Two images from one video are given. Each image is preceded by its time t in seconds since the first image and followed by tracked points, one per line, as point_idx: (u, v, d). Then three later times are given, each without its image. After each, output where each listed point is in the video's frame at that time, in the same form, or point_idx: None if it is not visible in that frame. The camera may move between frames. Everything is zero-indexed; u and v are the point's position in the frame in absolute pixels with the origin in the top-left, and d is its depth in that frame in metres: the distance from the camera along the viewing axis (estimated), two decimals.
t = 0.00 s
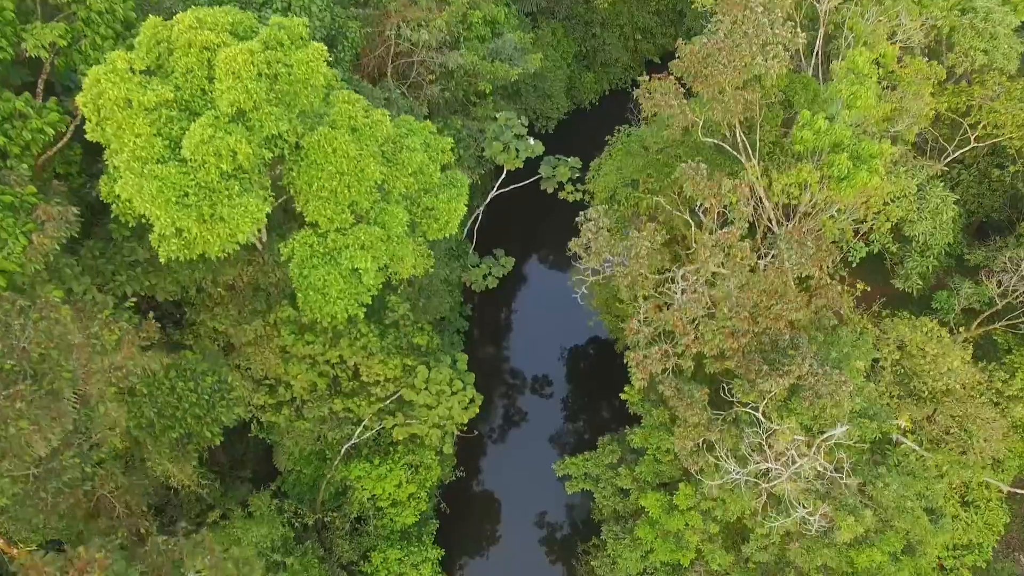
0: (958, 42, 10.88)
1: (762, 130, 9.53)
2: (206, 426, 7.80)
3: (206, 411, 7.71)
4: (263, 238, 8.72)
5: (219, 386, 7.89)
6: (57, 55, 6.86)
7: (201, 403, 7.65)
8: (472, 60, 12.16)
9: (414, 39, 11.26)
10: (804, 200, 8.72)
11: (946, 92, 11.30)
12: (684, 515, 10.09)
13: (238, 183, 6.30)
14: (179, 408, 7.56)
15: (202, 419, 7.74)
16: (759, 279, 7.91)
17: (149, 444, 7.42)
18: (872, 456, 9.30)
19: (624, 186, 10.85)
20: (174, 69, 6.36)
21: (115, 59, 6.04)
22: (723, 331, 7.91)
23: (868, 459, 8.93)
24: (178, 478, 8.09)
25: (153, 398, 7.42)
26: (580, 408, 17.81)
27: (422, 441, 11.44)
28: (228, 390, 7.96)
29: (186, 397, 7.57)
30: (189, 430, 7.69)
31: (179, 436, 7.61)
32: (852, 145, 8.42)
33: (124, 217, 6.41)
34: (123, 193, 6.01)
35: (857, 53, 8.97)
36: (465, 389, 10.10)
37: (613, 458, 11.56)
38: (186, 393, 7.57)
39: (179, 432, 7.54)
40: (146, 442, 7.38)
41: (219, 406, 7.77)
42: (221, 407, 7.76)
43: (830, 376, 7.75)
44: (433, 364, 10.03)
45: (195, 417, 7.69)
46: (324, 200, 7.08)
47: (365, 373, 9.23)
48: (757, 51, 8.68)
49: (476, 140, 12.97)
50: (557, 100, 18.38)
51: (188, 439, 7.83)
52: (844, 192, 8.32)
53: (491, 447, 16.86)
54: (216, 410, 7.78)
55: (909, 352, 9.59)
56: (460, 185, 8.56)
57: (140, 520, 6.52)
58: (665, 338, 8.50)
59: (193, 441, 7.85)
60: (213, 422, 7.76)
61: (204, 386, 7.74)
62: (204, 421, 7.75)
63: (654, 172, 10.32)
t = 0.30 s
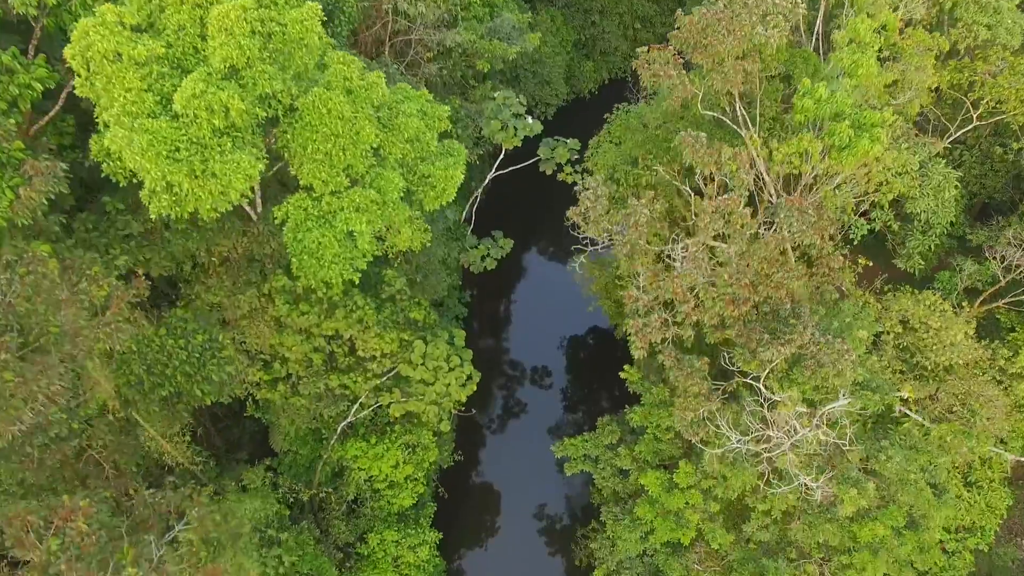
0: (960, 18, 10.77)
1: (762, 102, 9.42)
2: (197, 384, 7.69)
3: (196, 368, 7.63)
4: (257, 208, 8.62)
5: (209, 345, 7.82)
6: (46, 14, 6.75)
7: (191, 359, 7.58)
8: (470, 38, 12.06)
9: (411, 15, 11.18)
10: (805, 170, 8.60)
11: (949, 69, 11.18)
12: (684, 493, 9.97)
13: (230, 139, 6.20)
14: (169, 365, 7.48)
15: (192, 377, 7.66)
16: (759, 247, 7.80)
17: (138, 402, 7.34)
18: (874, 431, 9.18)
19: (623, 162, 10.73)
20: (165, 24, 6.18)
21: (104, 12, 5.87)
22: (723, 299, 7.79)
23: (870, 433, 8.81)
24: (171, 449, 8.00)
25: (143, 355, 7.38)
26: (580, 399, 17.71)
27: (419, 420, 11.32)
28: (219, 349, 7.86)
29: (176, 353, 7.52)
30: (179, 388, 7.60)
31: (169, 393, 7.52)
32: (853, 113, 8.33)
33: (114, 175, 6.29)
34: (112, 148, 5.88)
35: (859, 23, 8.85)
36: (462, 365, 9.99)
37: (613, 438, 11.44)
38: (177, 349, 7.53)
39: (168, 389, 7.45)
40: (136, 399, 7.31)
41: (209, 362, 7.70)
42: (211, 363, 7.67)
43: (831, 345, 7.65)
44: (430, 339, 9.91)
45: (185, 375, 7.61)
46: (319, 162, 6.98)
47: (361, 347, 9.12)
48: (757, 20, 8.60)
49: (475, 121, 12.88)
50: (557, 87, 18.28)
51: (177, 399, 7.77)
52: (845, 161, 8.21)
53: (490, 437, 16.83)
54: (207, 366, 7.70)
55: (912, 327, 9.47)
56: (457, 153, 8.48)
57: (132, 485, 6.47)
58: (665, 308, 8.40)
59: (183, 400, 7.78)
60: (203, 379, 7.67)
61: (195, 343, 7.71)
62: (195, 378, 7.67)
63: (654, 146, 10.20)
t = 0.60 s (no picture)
0: None
1: (763, 80, 9.32)
2: (185, 351, 7.62)
3: (186, 334, 7.58)
4: (252, 184, 8.49)
5: (199, 312, 7.76)
6: None
7: (181, 325, 7.51)
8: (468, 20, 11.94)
9: None
10: (808, 145, 8.47)
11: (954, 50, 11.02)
12: (685, 477, 9.81)
13: (221, 103, 6.07)
14: (158, 331, 7.34)
15: (181, 343, 7.60)
16: (761, 221, 7.67)
17: (126, 367, 7.20)
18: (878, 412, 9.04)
19: (623, 142, 10.53)
20: None
21: None
22: (724, 273, 7.65)
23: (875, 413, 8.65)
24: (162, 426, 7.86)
25: (130, 320, 7.20)
26: (580, 392, 17.57)
27: (416, 405, 11.17)
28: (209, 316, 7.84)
29: (165, 319, 7.40)
30: (167, 354, 7.51)
31: (157, 360, 7.42)
32: (857, 86, 8.17)
33: (103, 141, 6.18)
34: (100, 108, 5.71)
35: None
36: (459, 346, 9.84)
37: (613, 424, 11.28)
38: (167, 315, 7.43)
39: (157, 355, 7.34)
40: (123, 364, 7.16)
41: (199, 329, 7.66)
42: (201, 329, 7.64)
43: (834, 320, 7.50)
44: (427, 319, 9.76)
45: (173, 341, 7.52)
46: (313, 131, 6.85)
47: (357, 326, 8.98)
48: None
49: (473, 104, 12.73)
50: (556, 76, 18.13)
51: (165, 365, 7.64)
52: (848, 135, 8.06)
53: (488, 429, 16.72)
54: (196, 333, 7.66)
55: (916, 307, 9.31)
56: (454, 128, 8.36)
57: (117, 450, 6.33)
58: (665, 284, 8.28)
59: (171, 367, 7.65)
60: (192, 345, 7.63)
61: (184, 309, 7.63)
62: (183, 345, 7.61)
63: (654, 126, 10.05)
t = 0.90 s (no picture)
0: None
1: (766, 58, 9.13)
2: (172, 322, 7.50)
3: (172, 305, 7.43)
4: (245, 162, 8.31)
5: (187, 282, 7.60)
6: None
7: (167, 296, 7.35)
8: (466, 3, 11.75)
9: None
10: (813, 122, 8.26)
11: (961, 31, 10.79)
12: (687, 464, 9.60)
13: (211, 70, 5.87)
14: (143, 301, 7.25)
15: (167, 314, 7.47)
16: (765, 197, 7.47)
17: (111, 338, 7.14)
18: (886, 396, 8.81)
19: (624, 124, 10.31)
20: None
21: None
22: (727, 249, 7.46)
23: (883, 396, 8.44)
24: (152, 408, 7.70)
25: (115, 290, 7.14)
26: (580, 386, 17.38)
27: (413, 393, 10.97)
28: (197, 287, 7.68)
29: (151, 289, 7.27)
30: (153, 325, 7.41)
31: (142, 331, 7.33)
32: (863, 61, 7.96)
33: (89, 109, 6.02)
34: (85, 72, 5.52)
35: None
36: (457, 330, 9.63)
37: (614, 412, 11.07)
38: (154, 285, 7.30)
39: (142, 326, 7.25)
40: (107, 335, 7.06)
41: (186, 300, 7.50)
42: (187, 301, 7.47)
43: (842, 298, 7.28)
44: (424, 303, 9.54)
45: (159, 312, 7.39)
46: (307, 102, 6.67)
47: (352, 308, 8.79)
48: None
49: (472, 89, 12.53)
50: (557, 65, 17.89)
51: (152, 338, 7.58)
52: (854, 111, 7.86)
53: (488, 423, 16.54)
54: (183, 304, 7.51)
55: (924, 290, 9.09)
56: (451, 105, 8.19)
57: (102, 426, 6.16)
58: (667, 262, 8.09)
59: (158, 339, 7.60)
60: (178, 317, 7.50)
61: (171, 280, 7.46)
62: (169, 316, 7.47)
63: (656, 106, 9.84)
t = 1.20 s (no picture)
0: None
1: (772, 38, 8.91)
2: (159, 298, 7.25)
3: (158, 280, 7.15)
4: (238, 143, 8.09)
5: (174, 257, 7.32)
6: None
7: (153, 271, 7.07)
8: None
9: None
10: (820, 101, 8.07)
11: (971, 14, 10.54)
12: (691, 455, 9.38)
13: (199, 38, 5.64)
14: (128, 276, 6.97)
15: (153, 289, 7.20)
16: (773, 175, 7.25)
17: (93, 314, 6.85)
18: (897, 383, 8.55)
19: (626, 108, 10.03)
20: None
21: None
22: (733, 229, 7.24)
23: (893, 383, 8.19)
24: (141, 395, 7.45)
25: (98, 263, 6.80)
26: (581, 382, 17.17)
27: (411, 383, 10.74)
28: (184, 262, 7.39)
29: (136, 263, 6.98)
30: (138, 301, 7.14)
31: (127, 307, 7.06)
32: (873, 38, 7.74)
33: (74, 79, 5.80)
34: (65, 37, 5.28)
35: None
36: (455, 318, 9.40)
37: (616, 403, 10.84)
38: (140, 260, 7.01)
39: (127, 302, 6.98)
40: (89, 309, 6.80)
41: (172, 276, 7.23)
42: (174, 277, 7.19)
43: (852, 280, 7.08)
44: (422, 288, 9.28)
45: (146, 287, 7.13)
46: (300, 77, 6.44)
47: (348, 294, 8.58)
48: None
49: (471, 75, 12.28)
50: (557, 57, 17.53)
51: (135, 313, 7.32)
52: (862, 90, 7.65)
53: (488, 419, 16.31)
54: (169, 279, 7.24)
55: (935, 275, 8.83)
56: (449, 83, 7.98)
57: (86, 407, 5.96)
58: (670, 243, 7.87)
59: (143, 315, 7.33)
60: (164, 292, 7.23)
61: (157, 254, 7.15)
62: (155, 291, 7.21)
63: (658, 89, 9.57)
